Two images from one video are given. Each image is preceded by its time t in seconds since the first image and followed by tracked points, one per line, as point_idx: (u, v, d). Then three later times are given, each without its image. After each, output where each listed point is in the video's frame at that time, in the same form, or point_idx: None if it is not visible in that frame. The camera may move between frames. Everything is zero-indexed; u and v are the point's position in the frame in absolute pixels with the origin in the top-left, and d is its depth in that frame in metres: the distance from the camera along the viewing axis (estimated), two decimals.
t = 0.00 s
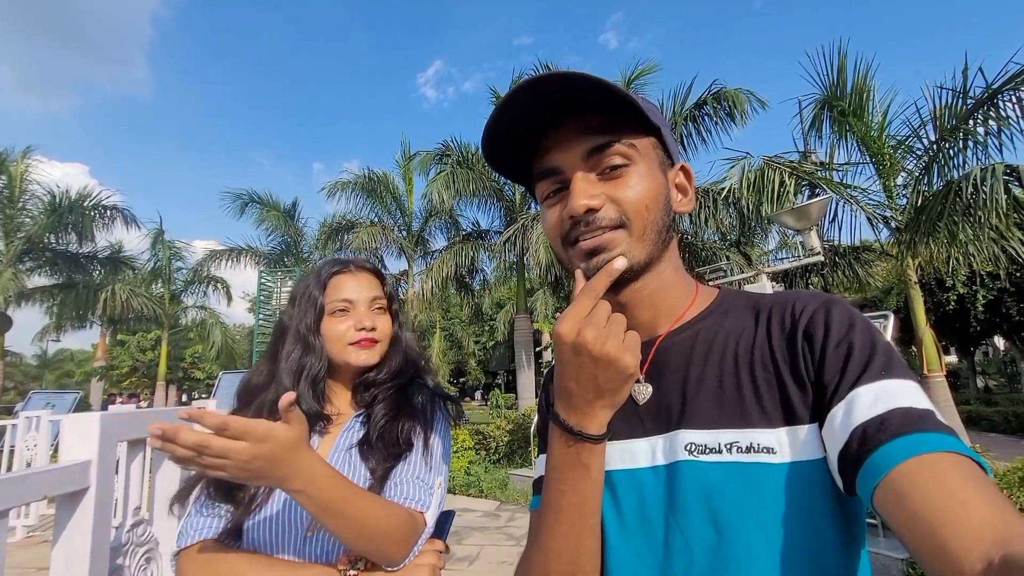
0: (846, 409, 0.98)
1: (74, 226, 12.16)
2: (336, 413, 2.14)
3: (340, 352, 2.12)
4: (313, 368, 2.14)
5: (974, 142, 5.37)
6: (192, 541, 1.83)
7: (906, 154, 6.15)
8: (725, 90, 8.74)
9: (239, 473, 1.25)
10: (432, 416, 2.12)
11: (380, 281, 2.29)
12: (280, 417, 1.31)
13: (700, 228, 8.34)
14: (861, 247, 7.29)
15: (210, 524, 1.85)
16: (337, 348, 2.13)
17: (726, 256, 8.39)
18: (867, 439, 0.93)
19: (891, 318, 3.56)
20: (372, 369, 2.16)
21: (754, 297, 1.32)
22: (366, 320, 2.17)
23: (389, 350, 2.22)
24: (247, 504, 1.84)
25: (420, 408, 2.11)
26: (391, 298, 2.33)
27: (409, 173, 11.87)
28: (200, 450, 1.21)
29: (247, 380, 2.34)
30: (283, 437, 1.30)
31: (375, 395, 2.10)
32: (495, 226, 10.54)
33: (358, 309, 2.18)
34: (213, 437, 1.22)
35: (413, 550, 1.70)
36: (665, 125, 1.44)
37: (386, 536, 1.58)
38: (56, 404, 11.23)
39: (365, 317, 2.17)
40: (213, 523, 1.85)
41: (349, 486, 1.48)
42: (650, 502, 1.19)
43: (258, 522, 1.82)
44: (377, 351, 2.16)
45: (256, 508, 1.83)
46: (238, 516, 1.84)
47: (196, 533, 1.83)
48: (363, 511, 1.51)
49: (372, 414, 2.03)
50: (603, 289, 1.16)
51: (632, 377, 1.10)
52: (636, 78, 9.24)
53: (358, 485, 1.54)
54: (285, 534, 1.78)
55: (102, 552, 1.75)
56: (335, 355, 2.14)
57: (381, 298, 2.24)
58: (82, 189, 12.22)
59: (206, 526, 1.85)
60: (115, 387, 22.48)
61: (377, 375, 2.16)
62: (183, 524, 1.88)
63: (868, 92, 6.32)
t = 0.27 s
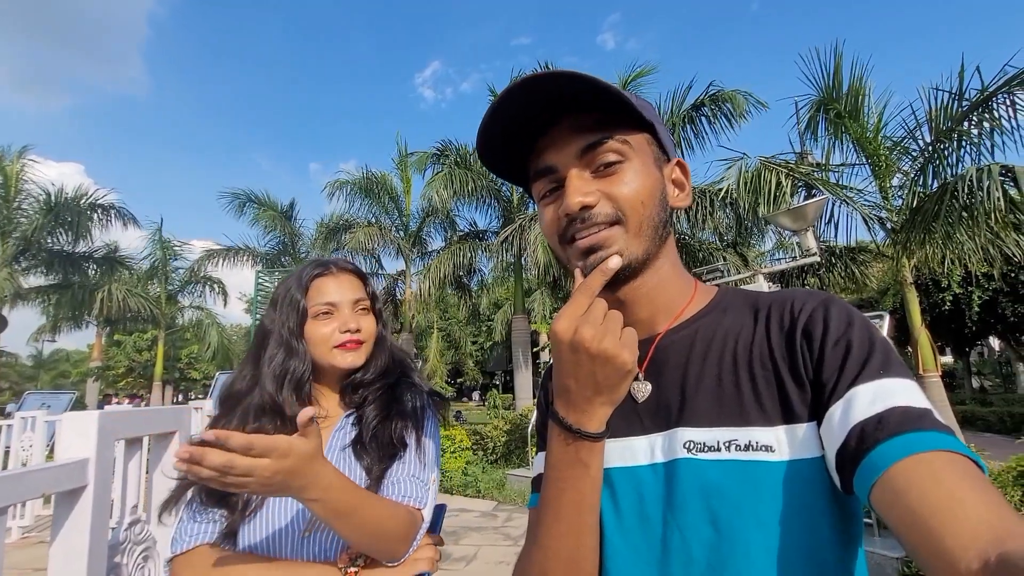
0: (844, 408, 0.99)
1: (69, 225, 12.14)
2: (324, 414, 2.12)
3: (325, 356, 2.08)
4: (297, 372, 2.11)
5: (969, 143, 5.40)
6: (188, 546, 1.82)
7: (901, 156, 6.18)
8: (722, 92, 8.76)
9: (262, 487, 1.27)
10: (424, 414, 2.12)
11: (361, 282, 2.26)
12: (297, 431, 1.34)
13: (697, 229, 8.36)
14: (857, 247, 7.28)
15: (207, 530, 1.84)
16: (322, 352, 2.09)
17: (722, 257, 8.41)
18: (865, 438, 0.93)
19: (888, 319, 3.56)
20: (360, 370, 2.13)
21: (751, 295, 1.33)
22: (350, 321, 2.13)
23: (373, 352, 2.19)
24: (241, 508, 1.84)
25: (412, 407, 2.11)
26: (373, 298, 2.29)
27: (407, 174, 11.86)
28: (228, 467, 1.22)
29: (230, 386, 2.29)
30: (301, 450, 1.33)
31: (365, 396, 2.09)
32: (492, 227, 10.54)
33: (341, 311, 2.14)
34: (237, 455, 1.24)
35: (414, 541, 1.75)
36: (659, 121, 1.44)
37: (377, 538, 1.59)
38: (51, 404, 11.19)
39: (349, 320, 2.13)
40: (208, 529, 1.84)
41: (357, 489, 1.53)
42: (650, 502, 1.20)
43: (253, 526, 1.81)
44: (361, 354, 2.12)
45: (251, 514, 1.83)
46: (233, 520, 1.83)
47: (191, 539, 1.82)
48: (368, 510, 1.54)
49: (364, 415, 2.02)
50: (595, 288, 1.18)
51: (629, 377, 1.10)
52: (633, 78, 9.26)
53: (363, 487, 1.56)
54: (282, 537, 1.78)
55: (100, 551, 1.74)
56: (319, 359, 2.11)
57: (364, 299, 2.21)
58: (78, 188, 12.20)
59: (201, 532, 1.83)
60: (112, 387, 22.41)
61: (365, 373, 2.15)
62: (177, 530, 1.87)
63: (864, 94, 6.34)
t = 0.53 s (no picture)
0: (866, 432, 0.92)
1: (69, 225, 12.18)
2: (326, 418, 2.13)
3: (325, 364, 2.09)
4: (297, 380, 2.11)
5: (968, 142, 5.40)
6: (196, 551, 1.81)
7: (899, 155, 6.19)
8: (721, 92, 8.78)
9: (281, 491, 1.31)
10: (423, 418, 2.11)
11: (358, 289, 2.25)
12: (312, 436, 1.36)
13: (696, 229, 8.38)
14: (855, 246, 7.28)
15: (215, 534, 1.83)
16: (323, 359, 2.10)
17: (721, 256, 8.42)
18: (888, 466, 0.87)
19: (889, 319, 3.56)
20: (359, 376, 2.13)
21: (770, 299, 1.26)
22: (348, 329, 2.13)
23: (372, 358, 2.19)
24: (248, 513, 1.83)
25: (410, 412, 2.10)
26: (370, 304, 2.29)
27: (406, 174, 11.86)
28: (248, 473, 1.26)
29: (231, 393, 2.28)
30: (317, 454, 1.36)
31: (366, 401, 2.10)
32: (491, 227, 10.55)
33: (339, 319, 2.14)
34: (259, 462, 1.27)
35: (419, 541, 1.77)
36: (587, 134, 1.36)
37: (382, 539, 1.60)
38: (51, 405, 11.20)
39: (346, 328, 2.12)
40: (216, 533, 1.83)
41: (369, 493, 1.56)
42: (651, 509, 1.21)
43: (260, 531, 1.81)
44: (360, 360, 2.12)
45: (258, 517, 1.82)
46: (240, 525, 1.82)
47: (198, 543, 1.82)
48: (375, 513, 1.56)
49: (365, 420, 2.03)
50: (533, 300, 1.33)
51: (570, 356, 1.19)
52: (633, 78, 9.27)
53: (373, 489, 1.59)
54: (289, 540, 1.79)
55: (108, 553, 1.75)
56: (320, 365, 2.11)
57: (361, 307, 2.19)
58: (77, 188, 12.24)
59: (208, 536, 1.83)
60: (112, 387, 22.50)
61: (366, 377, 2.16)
62: (185, 535, 1.86)
63: (862, 94, 6.36)
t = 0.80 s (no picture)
0: (895, 430, 0.92)
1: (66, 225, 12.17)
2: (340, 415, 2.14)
3: (341, 363, 2.09)
4: (312, 380, 2.11)
5: (968, 142, 5.42)
6: (216, 548, 1.80)
7: (897, 155, 6.21)
8: (720, 92, 8.79)
9: (304, 472, 1.37)
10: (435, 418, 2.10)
11: (371, 290, 2.24)
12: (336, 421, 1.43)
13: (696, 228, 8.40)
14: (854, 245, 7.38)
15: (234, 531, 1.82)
16: (338, 359, 2.10)
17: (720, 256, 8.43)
18: (918, 464, 0.88)
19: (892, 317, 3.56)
20: (373, 374, 2.13)
21: (791, 292, 1.25)
22: (362, 329, 2.12)
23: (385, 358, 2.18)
24: (267, 510, 1.83)
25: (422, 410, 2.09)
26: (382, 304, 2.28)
27: (405, 173, 11.85)
28: (271, 455, 1.33)
29: (246, 393, 2.28)
30: (339, 439, 1.41)
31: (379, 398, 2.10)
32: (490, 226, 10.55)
33: (354, 319, 2.13)
34: (285, 441, 1.33)
35: (435, 537, 1.77)
36: (603, 135, 1.39)
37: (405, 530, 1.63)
38: (49, 405, 11.15)
39: (360, 327, 2.12)
40: (236, 531, 1.82)
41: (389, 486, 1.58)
42: (664, 501, 1.23)
43: (279, 528, 1.82)
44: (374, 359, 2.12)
45: (278, 514, 1.83)
46: (259, 522, 1.82)
47: (219, 541, 1.81)
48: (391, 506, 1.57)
49: (379, 417, 2.03)
50: (550, 296, 1.38)
51: (578, 346, 1.26)
52: (632, 77, 9.28)
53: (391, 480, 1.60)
54: (307, 536, 1.81)
55: (125, 549, 1.75)
56: (336, 366, 2.11)
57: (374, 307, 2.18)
58: (75, 188, 12.23)
59: (229, 533, 1.82)
60: (109, 388, 22.44)
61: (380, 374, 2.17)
62: (205, 532, 1.85)
63: (860, 93, 6.37)
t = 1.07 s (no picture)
0: (903, 427, 0.91)
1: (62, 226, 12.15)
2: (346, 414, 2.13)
3: (349, 362, 2.08)
4: (320, 376, 2.10)
5: (963, 141, 5.43)
6: (217, 546, 1.81)
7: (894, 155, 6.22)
8: (717, 91, 8.80)
9: (323, 456, 1.38)
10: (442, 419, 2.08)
11: (382, 288, 2.23)
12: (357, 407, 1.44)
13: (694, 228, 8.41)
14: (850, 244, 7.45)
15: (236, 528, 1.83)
16: (346, 357, 2.09)
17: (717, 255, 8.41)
18: (926, 462, 0.87)
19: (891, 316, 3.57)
20: (380, 374, 2.11)
21: (801, 287, 1.24)
22: (370, 328, 2.11)
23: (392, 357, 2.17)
24: (269, 509, 1.83)
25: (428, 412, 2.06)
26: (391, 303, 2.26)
27: (402, 173, 11.84)
28: (292, 437, 1.34)
29: (253, 388, 2.28)
30: (360, 426, 1.42)
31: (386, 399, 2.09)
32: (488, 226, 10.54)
33: (363, 317, 2.12)
34: (311, 420, 1.34)
35: (439, 541, 1.75)
36: (615, 129, 1.39)
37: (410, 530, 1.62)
38: (44, 407, 11.09)
39: (368, 326, 2.10)
40: (238, 528, 1.83)
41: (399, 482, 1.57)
42: (670, 495, 1.22)
43: (282, 527, 1.82)
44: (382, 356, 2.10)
45: (279, 513, 1.83)
46: (260, 521, 1.82)
47: (221, 538, 1.81)
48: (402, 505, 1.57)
49: (384, 418, 2.03)
50: (562, 289, 1.39)
51: (588, 339, 1.26)
52: (629, 77, 9.28)
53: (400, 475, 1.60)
54: (309, 536, 1.80)
55: (125, 549, 1.74)
56: (344, 364, 2.10)
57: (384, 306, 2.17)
58: (70, 188, 12.20)
59: (231, 531, 1.82)
60: (104, 389, 22.36)
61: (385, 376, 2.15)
62: (207, 528, 1.86)
63: (856, 93, 6.39)
